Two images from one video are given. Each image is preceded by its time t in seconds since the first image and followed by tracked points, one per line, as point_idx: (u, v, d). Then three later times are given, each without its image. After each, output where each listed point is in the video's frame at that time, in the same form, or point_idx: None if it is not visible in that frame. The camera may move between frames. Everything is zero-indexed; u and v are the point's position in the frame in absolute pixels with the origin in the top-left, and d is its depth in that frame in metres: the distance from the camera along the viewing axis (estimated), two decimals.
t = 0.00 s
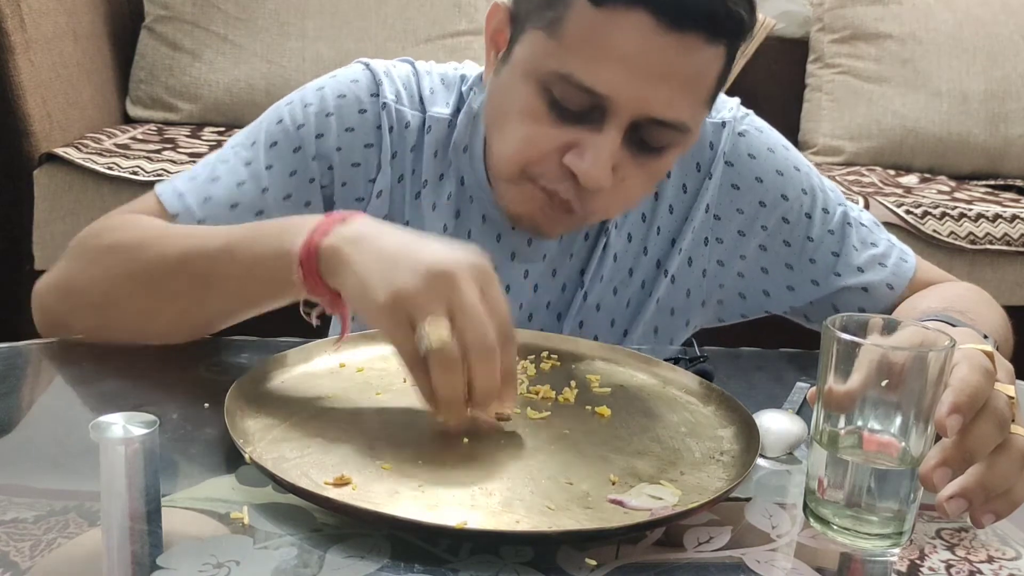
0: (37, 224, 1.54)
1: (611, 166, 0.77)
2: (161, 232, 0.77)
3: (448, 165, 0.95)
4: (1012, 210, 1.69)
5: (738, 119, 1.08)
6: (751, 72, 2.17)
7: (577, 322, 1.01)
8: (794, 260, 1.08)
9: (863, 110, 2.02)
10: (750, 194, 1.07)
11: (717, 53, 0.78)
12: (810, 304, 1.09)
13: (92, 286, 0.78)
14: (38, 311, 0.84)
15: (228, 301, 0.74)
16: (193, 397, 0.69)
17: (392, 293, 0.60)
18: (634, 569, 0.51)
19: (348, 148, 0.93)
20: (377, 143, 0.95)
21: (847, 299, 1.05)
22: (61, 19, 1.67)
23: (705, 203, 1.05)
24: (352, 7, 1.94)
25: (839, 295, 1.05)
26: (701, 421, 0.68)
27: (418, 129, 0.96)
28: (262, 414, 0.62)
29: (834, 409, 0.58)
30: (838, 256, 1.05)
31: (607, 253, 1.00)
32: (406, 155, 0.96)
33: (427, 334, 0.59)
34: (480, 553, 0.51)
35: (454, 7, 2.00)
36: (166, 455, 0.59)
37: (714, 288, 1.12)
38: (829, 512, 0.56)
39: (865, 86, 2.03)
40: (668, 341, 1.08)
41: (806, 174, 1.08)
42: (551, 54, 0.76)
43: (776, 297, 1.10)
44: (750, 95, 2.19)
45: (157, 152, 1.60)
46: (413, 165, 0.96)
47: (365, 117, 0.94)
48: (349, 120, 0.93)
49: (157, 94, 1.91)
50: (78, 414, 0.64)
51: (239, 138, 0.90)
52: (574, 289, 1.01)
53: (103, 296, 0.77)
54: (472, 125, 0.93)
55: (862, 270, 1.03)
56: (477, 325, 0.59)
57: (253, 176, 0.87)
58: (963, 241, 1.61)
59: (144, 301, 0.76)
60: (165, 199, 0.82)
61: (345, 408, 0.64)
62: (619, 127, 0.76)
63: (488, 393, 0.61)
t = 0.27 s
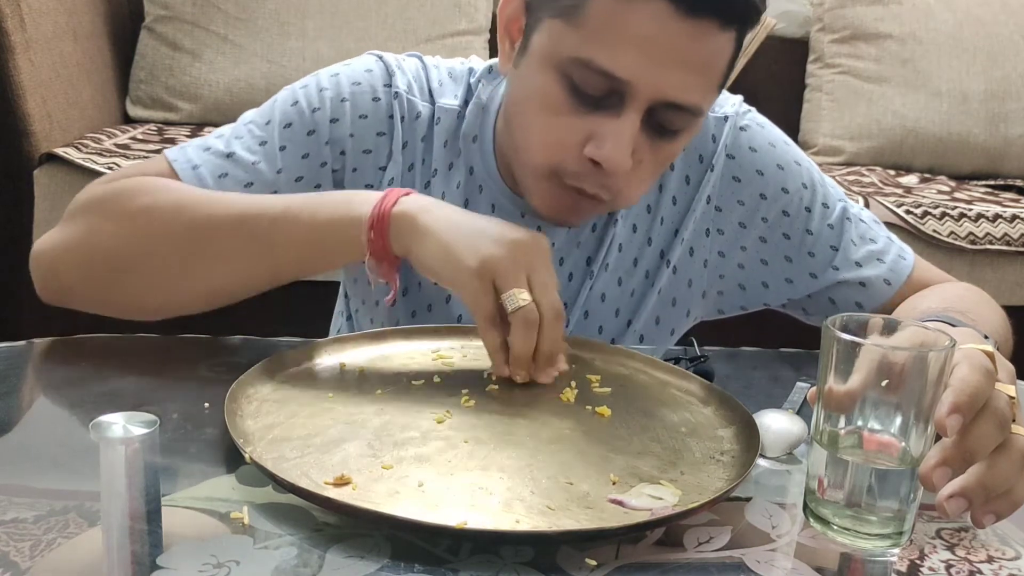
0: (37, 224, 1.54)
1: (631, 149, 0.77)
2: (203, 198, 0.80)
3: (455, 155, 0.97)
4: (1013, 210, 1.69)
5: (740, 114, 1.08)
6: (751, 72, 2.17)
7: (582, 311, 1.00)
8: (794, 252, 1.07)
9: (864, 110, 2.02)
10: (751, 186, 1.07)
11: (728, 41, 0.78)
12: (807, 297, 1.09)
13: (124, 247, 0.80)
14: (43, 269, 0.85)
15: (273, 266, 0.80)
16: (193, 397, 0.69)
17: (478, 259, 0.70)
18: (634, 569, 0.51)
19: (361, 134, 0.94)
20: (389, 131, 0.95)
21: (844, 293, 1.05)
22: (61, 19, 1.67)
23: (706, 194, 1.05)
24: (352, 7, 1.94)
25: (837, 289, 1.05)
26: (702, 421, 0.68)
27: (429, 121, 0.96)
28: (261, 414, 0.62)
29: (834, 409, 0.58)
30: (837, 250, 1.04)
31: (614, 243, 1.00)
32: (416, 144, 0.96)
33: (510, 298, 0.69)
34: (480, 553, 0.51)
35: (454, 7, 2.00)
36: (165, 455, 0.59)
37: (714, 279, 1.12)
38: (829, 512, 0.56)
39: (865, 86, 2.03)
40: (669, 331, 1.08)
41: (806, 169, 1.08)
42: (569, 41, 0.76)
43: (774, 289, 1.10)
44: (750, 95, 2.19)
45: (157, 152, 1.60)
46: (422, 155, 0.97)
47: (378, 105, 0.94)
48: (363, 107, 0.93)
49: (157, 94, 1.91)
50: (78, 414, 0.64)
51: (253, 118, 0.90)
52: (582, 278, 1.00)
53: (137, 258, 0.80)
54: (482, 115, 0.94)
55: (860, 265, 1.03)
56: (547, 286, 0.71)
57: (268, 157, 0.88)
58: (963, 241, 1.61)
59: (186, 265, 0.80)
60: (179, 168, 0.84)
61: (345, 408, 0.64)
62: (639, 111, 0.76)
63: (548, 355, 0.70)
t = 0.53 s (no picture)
0: (37, 224, 1.54)
1: (635, 137, 0.78)
2: (232, 212, 0.78)
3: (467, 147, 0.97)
4: (1012, 210, 1.69)
5: (742, 112, 1.09)
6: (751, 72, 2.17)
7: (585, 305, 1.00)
8: (793, 249, 1.07)
9: (864, 110, 2.02)
10: (752, 182, 1.07)
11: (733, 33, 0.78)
12: (807, 294, 1.09)
13: (145, 251, 0.78)
14: (60, 263, 0.83)
15: (297, 288, 0.76)
16: (193, 397, 0.69)
17: (518, 289, 0.66)
18: (635, 569, 0.51)
19: (378, 126, 0.94)
20: (404, 124, 0.95)
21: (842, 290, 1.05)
22: (60, 19, 1.67)
23: (707, 189, 1.05)
24: (351, 7, 1.94)
25: (836, 285, 1.05)
26: (701, 421, 0.68)
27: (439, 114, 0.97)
28: (261, 414, 0.62)
29: (834, 409, 0.58)
30: (836, 247, 1.04)
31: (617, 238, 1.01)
32: (428, 137, 0.97)
33: (560, 322, 0.64)
34: (480, 553, 0.51)
35: (454, 7, 2.00)
36: (166, 455, 0.59)
37: (716, 275, 1.12)
38: (829, 512, 0.56)
39: (865, 86, 2.03)
40: (671, 326, 1.08)
41: (807, 166, 1.08)
42: (578, 29, 0.76)
43: (774, 286, 1.10)
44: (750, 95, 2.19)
45: (158, 152, 1.60)
46: (435, 147, 0.97)
47: (392, 99, 0.95)
48: (380, 100, 0.94)
49: (157, 94, 1.91)
50: (78, 414, 0.64)
51: (271, 109, 0.90)
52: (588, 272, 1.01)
53: (158, 263, 0.78)
54: (490, 108, 0.95)
55: (859, 262, 1.03)
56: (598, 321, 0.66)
57: (290, 148, 0.88)
58: (963, 241, 1.61)
59: (207, 276, 0.78)
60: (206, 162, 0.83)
61: (346, 408, 0.64)
62: (643, 99, 0.77)
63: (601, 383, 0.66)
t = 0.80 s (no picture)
0: (37, 224, 1.54)
1: (639, 135, 0.78)
2: (199, 198, 0.79)
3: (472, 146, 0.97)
4: (1013, 210, 1.69)
5: (746, 110, 1.09)
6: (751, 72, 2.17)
7: (591, 303, 1.00)
8: (796, 246, 1.07)
9: (864, 110, 2.02)
10: (756, 179, 1.07)
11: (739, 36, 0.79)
12: (809, 291, 1.09)
13: (124, 244, 0.79)
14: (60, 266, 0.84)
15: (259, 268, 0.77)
16: (193, 397, 0.68)
17: (425, 258, 0.63)
18: (634, 569, 0.51)
19: (372, 130, 0.94)
20: (401, 127, 0.95)
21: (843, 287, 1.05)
22: (60, 19, 1.67)
23: (711, 186, 1.05)
24: (351, 7, 1.94)
25: (838, 282, 1.05)
26: (702, 421, 0.68)
27: (441, 115, 0.97)
28: (261, 414, 0.62)
29: (834, 409, 0.58)
30: (839, 245, 1.04)
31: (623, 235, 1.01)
32: (429, 138, 0.97)
33: (445, 296, 0.60)
34: (480, 553, 0.51)
35: (454, 7, 2.00)
36: (166, 455, 0.59)
37: (718, 272, 1.12)
38: (829, 512, 0.56)
39: (865, 86, 2.03)
40: (674, 323, 1.07)
41: (811, 164, 1.08)
42: (590, 24, 0.76)
43: (776, 282, 1.10)
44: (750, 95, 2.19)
45: (157, 152, 1.60)
46: (437, 148, 0.97)
47: (390, 101, 0.95)
48: (374, 103, 0.94)
49: (157, 94, 1.91)
50: (78, 414, 0.64)
51: (264, 114, 0.91)
52: (593, 269, 1.01)
53: (136, 255, 0.80)
54: (499, 107, 0.96)
55: (861, 260, 1.03)
56: (499, 296, 0.61)
57: (275, 152, 0.88)
58: (963, 241, 1.61)
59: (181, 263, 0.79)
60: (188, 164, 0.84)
61: (346, 408, 0.64)
62: (649, 98, 0.77)
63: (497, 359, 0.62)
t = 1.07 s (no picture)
0: (37, 224, 1.54)
1: (639, 134, 0.78)
2: (210, 207, 0.80)
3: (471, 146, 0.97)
4: (1013, 210, 1.69)
5: (745, 110, 1.09)
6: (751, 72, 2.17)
7: (590, 301, 1.00)
8: (795, 245, 1.07)
9: (864, 110, 2.02)
10: (754, 178, 1.07)
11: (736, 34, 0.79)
12: (807, 290, 1.09)
13: (137, 254, 0.80)
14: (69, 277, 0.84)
15: (278, 275, 0.78)
16: (193, 397, 0.68)
17: (447, 265, 0.65)
18: (634, 569, 0.51)
19: (372, 134, 0.94)
20: (400, 129, 0.95)
21: (841, 286, 1.05)
22: (61, 19, 1.67)
23: (710, 185, 1.05)
24: (351, 7, 1.94)
25: (836, 280, 1.05)
26: (702, 421, 0.68)
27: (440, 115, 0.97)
28: (261, 414, 0.62)
29: (834, 409, 0.58)
30: (837, 244, 1.04)
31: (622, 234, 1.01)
32: (428, 138, 0.97)
33: (471, 300, 0.63)
34: (480, 553, 0.51)
35: (454, 7, 2.00)
36: (166, 455, 0.59)
37: (717, 271, 1.12)
38: (829, 512, 0.56)
39: (865, 86, 2.03)
40: (674, 321, 1.07)
41: (809, 163, 1.08)
42: (591, 22, 0.76)
43: (774, 280, 1.10)
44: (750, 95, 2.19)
45: (157, 152, 1.60)
46: (435, 148, 0.97)
47: (388, 104, 0.95)
48: (373, 107, 0.94)
49: (157, 94, 1.91)
50: (78, 414, 0.64)
51: (263, 121, 0.90)
52: (593, 267, 1.01)
53: (150, 266, 0.80)
54: (498, 105, 0.96)
55: (859, 259, 1.03)
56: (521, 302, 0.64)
57: (277, 160, 0.88)
58: (963, 241, 1.61)
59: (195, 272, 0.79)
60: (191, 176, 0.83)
61: (346, 408, 0.64)
62: (648, 98, 0.77)
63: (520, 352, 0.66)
